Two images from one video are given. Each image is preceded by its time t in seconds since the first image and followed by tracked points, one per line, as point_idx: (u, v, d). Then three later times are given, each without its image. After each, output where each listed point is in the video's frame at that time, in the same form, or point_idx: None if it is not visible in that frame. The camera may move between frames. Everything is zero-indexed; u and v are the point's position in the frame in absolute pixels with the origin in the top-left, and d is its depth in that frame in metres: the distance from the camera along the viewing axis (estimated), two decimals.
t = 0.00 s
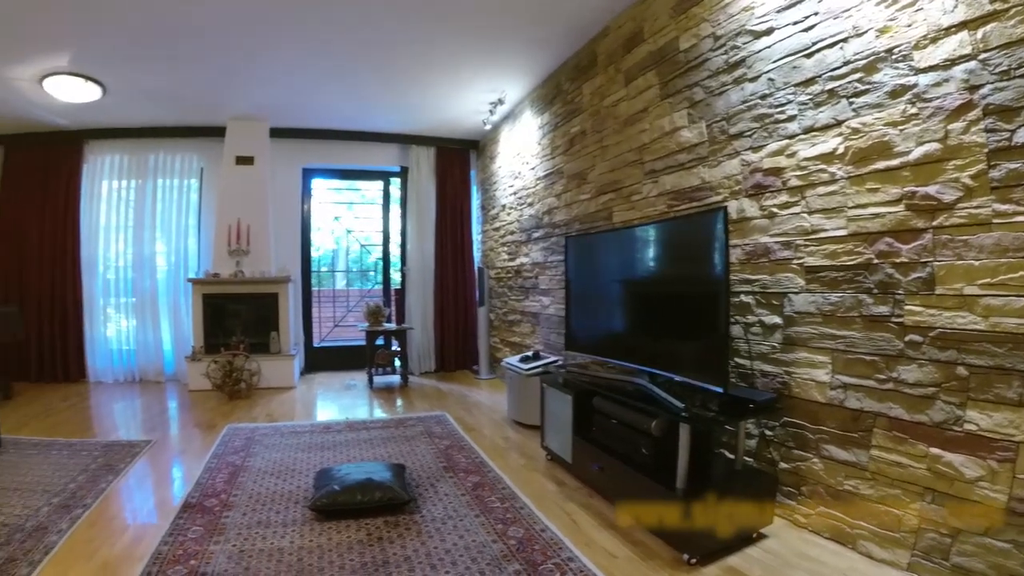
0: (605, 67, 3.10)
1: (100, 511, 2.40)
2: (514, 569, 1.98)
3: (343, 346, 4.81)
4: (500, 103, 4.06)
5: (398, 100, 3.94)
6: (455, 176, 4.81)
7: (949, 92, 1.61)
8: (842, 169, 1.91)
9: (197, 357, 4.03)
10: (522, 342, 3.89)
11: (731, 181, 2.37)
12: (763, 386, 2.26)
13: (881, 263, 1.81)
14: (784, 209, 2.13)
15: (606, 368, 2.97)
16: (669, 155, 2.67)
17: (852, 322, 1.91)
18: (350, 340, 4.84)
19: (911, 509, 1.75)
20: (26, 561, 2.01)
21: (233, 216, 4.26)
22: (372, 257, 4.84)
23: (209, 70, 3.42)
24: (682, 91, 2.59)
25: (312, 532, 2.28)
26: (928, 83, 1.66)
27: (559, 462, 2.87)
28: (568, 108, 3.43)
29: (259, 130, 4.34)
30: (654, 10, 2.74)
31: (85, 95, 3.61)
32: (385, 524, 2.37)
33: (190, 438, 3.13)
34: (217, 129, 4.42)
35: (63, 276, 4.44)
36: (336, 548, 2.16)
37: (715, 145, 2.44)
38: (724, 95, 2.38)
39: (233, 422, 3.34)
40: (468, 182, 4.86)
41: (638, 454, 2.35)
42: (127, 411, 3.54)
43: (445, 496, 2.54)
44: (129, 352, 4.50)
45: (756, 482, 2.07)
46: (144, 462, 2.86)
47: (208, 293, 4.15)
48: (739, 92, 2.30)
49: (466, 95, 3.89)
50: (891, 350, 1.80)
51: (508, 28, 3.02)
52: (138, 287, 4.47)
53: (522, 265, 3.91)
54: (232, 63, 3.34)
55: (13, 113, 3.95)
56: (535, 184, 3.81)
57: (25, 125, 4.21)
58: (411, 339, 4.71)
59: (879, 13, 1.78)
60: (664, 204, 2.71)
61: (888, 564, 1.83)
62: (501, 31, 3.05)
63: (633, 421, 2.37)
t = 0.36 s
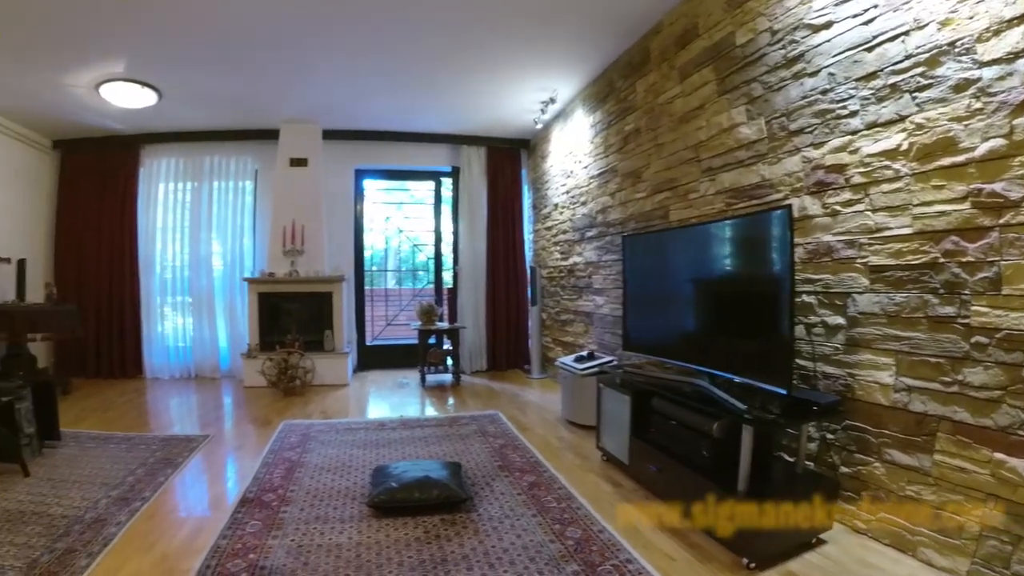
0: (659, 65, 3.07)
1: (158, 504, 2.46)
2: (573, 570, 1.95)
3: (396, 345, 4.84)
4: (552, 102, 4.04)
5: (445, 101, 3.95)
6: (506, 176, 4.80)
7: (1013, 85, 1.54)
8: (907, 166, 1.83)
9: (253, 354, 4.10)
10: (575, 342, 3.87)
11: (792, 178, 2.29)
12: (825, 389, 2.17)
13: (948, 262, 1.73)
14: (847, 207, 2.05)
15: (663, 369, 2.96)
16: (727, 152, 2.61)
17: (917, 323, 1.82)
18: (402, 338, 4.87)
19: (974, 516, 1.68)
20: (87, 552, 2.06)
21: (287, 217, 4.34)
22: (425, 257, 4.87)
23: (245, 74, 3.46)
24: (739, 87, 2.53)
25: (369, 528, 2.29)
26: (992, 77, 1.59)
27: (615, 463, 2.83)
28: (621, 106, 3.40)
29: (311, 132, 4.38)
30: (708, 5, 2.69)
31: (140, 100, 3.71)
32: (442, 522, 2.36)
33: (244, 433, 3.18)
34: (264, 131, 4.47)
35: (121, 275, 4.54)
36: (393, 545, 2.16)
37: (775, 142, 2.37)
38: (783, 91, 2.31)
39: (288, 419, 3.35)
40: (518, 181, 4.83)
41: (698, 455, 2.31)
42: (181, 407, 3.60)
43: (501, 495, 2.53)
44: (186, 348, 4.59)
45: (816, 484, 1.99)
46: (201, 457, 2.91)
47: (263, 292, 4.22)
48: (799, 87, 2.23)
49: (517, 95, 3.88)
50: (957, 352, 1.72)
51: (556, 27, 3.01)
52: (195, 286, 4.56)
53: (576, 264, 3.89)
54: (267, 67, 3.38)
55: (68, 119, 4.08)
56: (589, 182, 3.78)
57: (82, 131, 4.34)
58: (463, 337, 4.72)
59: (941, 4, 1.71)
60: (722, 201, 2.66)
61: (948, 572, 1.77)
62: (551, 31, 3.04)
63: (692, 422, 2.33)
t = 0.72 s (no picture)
0: (714, 59, 3.03)
1: (215, 496, 2.51)
2: (633, 570, 1.93)
3: (449, 343, 4.86)
4: (603, 99, 4.01)
5: (491, 101, 3.97)
6: (556, 173, 4.78)
7: None
8: (971, 160, 1.77)
9: (308, 351, 4.17)
10: (628, 341, 3.85)
11: (854, 174, 2.22)
12: (888, 390, 2.10)
13: (1014, 260, 1.66)
14: (910, 204, 1.98)
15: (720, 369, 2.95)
16: (786, 148, 2.56)
17: (983, 322, 1.76)
18: (454, 337, 4.88)
19: None
20: (146, 544, 2.10)
21: (340, 217, 4.41)
22: (477, 256, 4.88)
23: (282, 76, 3.50)
24: (798, 81, 2.48)
25: (427, 524, 2.29)
26: None
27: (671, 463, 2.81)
28: (675, 102, 3.38)
29: (363, 132, 4.43)
30: None
31: (195, 104, 3.81)
32: (500, 519, 2.36)
33: (296, 428, 3.22)
34: (311, 131, 4.51)
35: (177, 274, 4.65)
36: (453, 542, 2.16)
37: (835, 137, 2.31)
38: (843, 85, 2.25)
39: (342, 415, 3.36)
40: (569, 179, 4.81)
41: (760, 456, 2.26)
42: (235, 403, 3.67)
43: (558, 494, 2.53)
44: (240, 345, 4.68)
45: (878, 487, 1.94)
46: (256, 452, 2.94)
47: (317, 291, 4.31)
48: (859, 81, 2.17)
49: (568, 93, 3.87)
50: None
51: (608, 25, 3.00)
52: (250, 285, 4.65)
53: (629, 263, 3.87)
54: (303, 70, 3.41)
55: (120, 123, 4.20)
56: (643, 179, 3.75)
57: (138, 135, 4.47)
58: (514, 336, 4.72)
59: None
60: (782, 198, 2.60)
61: None
62: (603, 29, 3.04)
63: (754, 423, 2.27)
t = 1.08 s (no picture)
0: (771, 52, 2.98)
1: (274, 490, 2.54)
2: (696, 571, 1.87)
3: (502, 341, 4.88)
4: (657, 95, 3.99)
5: (540, 101, 4.00)
6: (611, 171, 4.75)
7: None
8: None
9: (364, 349, 4.24)
10: (686, 340, 3.81)
11: (919, 168, 2.14)
12: (955, 391, 2.02)
13: None
14: (977, 198, 1.91)
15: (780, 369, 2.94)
16: (849, 142, 2.48)
17: None
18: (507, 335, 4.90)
19: None
20: (207, 536, 2.13)
21: (397, 216, 4.48)
22: (530, 255, 4.90)
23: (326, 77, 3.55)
24: (859, 73, 2.41)
25: (486, 522, 2.27)
26: None
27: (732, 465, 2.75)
28: (731, 97, 3.35)
29: (416, 133, 4.47)
30: None
31: (252, 108, 3.93)
32: (561, 518, 2.31)
33: (351, 423, 3.26)
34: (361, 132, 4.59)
35: (236, 273, 4.82)
36: (514, 539, 2.14)
37: (900, 131, 2.23)
38: (906, 76, 2.18)
39: (400, 411, 3.38)
40: (622, 176, 4.77)
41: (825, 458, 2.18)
42: (293, 399, 3.74)
43: (619, 493, 2.48)
44: (296, 343, 4.78)
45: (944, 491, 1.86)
46: (314, 449, 2.96)
47: (374, 290, 4.39)
48: (922, 73, 2.10)
49: (621, 90, 3.87)
50: None
51: (663, 25, 3.02)
52: (307, 283, 4.76)
53: (686, 261, 3.83)
54: (347, 71, 3.46)
55: (178, 124, 4.39)
56: (701, 175, 3.69)
57: (196, 138, 4.70)
58: (569, 335, 4.71)
59: None
60: (845, 193, 2.52)
61: None
62: (660, 28, 3.07)
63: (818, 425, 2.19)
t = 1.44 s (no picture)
0: (825, 45, 2.91)
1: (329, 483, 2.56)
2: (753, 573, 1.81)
3: (552, 340, 4.90)
4: (709, 90, 3.93)
5: (587, 98, 3.99)
6: (663, 168, 4.69)
7: None
8: None
9: (416, 347, 4.30)
10: (740, 340, 3.76)
11: (980, 162, 2.06)
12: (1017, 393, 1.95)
13: None
14: None
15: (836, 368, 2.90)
16: (908, 136, 2.40)
17: None
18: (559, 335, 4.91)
19: None
20: (265, 528, 2.14)
21: (449, 216, 4.54)
22: (581, 253, 4.90)
23: (372, 79, 3.60)
24: (916, 65, 2.34)
25: (542, 520, 2.22)
26: None
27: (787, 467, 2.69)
28: (785, 91, 3.29)
29: (467, 132, 4.52)
30: None
31: (303, 111, 4.02)
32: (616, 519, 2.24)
33: (402, 420, 3.29)
34: (407, 133, 4.65)
35: (291, 272, 4.94)
36: (569, 537, 2.09)
37: (959, 124, 2.16)
38: (964, 68, 2.11)
39: (452, 410, 3.40)
40: (674, 174, 4.70)
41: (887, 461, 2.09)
42: (348, 397, 3.80)
43: (674, 494, 2.42)
44: (349, 341, 4.88)
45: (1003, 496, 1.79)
46: (366, 446, 2.96)
47: (426, 288, 4.46)
48: (980, 64, 2.03)
49: (672, 86, 3.84)
50: None
51: (720, 21, 3.00)
52: (359, 282, 4.86)
53: (740, 259, 3.78)
54: (393, 72, 3.50)
55: (231, 126, 4.54)
56: (756, 172, 3.62)
57: (250, 141, 4.86)
58: (620, 334, 4.69)
59: None
60: (904, 189, 2.43)
61: None
62: (715, 25, 3.05)
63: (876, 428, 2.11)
